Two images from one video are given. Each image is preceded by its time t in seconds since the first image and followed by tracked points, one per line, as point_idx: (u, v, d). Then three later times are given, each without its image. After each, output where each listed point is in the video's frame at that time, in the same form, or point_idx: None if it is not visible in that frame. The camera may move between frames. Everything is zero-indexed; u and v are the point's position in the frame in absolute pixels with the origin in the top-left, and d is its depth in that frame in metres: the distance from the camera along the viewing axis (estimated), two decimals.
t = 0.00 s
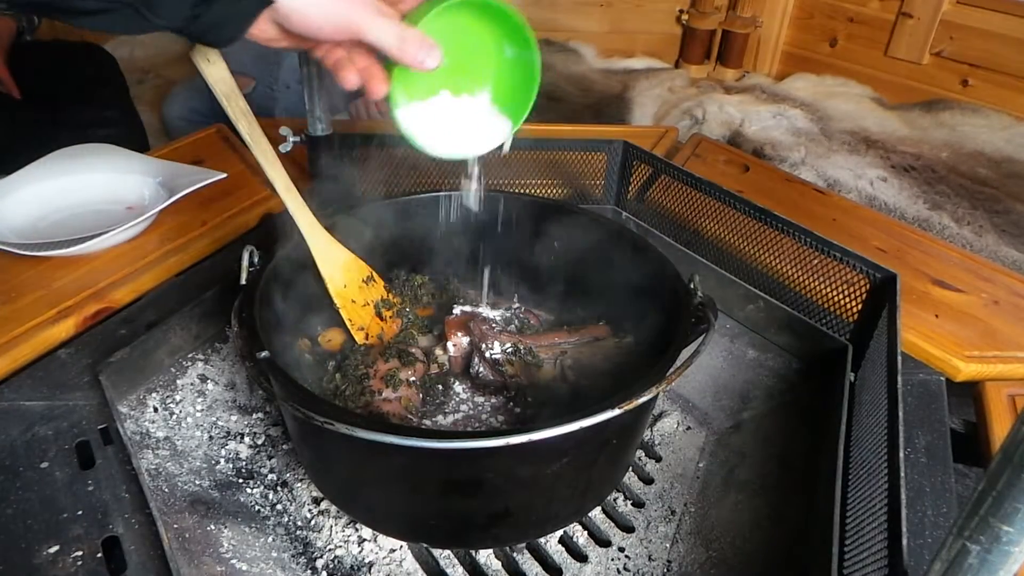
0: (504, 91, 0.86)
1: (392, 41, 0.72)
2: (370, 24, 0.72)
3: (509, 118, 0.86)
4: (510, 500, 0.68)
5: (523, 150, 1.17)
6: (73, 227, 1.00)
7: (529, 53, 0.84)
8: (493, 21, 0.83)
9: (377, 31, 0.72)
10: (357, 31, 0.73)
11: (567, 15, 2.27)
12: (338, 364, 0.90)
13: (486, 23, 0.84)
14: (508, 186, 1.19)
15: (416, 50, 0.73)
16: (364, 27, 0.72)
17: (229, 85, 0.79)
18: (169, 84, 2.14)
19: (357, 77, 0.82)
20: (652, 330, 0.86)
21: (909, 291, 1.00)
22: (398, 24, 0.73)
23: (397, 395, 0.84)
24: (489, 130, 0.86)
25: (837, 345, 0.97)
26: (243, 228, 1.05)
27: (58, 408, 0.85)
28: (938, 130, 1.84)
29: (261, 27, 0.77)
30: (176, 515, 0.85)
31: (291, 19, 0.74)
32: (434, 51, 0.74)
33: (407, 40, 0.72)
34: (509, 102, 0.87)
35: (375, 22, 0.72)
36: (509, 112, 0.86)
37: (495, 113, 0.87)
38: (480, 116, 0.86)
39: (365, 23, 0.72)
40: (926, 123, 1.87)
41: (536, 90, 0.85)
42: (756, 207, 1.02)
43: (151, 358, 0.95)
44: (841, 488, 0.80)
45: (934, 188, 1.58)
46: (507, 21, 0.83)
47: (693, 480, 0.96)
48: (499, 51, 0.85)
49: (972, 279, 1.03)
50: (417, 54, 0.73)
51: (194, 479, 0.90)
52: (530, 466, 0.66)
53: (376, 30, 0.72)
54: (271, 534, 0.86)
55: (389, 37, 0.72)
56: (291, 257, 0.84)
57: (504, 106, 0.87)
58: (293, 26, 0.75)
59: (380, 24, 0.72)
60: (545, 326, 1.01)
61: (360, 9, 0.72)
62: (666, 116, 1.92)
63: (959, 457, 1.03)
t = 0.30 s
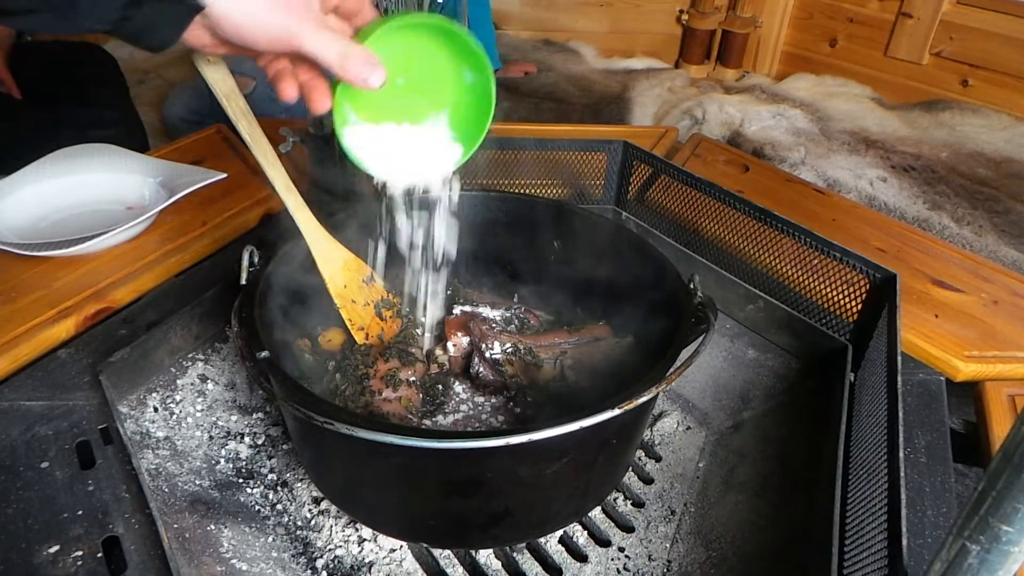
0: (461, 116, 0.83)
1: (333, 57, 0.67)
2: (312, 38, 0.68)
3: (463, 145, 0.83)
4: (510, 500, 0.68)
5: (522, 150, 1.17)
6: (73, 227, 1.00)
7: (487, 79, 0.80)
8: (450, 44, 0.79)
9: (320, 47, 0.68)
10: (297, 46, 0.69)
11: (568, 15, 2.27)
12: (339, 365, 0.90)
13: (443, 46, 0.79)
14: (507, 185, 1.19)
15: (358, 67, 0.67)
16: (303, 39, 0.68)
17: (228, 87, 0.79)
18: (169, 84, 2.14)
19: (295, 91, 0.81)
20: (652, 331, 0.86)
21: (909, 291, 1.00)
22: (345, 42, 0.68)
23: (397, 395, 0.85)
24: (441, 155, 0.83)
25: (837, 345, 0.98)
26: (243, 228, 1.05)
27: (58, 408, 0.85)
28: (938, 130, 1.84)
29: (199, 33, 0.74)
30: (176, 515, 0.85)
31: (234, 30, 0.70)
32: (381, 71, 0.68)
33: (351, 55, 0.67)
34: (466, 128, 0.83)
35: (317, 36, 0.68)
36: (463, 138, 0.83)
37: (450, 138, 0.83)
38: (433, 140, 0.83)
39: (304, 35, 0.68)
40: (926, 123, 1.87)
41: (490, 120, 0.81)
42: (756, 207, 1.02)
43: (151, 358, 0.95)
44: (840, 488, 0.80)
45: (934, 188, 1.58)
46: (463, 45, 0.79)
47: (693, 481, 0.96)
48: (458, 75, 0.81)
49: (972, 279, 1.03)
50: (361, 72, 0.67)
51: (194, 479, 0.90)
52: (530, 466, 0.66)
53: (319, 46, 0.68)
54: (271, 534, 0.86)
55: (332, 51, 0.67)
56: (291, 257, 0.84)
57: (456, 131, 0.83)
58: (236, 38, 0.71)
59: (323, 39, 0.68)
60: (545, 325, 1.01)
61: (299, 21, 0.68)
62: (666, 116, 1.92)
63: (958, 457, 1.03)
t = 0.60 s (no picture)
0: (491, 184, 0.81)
1: (345, 122, 0.63)
2: (322, 102, 0.62)
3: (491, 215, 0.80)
4: (510, 500, 0.68)
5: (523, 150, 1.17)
6: (73, 227, 1.00)
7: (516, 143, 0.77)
8: (479, 109, 0.77)
9: (332, 111, 0.62)
10: (304, 109, 0.62)
11: (567, 15, 2.27)
12: (339, 365, 0.91)
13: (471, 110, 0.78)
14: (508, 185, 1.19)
15: (375, 135, 0.63)
16: (314, 104, 0.62)
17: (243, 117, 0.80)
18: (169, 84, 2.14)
19: (303, 154, 0.81)
20: (651, 331, 0.86)
21: (909, 291, 1.00)
22: (356, 103, 0.63)
23: (396, 395, 0.86)
24: (466, 224, 0.81)
25: (837, 345, 0.98)
26: (244, 229, 1.05)
27: (58, 408, 0.85)
28: (938, 130, 1.84)
29: (196, 95, 0.64)
30: (176, 515, 0.85)
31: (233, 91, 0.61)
32: (396, 137, 0.65)
33: (367, 122, 0.63)
34: (496, 196, 0.81)
35: (328, 99, 0.62)
36: (493, 205, 0.80)
37: (478, 205, 0.82)
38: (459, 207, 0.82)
39: (315, 100, 0.62)
40: (926, 123, 1.87)
41: (522, 189, 0.78)
42: (756, 207, 1.02)
43: (151, 358, 0.95)
44: (840, 488, 0.80)
45: (934, 188, 1.58)
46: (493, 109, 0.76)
47: (693, 480, 0.96)
48: (487, 136, 0.80)
49: (972, 280, 1.03)
50: (378, 140, 0.64)
51: (194, 479, 0.90)
52: (530, 466, 0.66)
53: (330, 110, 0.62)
54: (271, 534, 0.86)
55: (345, 117, 0.62)
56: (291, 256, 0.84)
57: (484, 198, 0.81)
58: (227, 96, 0.62)
59: (333, 102, 0.62)
60: (545, 325, 1.01)
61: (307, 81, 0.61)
62: (666, 116, 1.92)
63: (958, 457, 1.03)
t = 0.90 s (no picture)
0: (526, 202, 0.85)
1: (385, 152, 0.66)
2: (362, 134, 0.65)
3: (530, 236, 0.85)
4: (510, 500, 0.68)
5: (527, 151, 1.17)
6: (72, 227, 1.00)
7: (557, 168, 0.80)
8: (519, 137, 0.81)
9: (373, 143, 0.66)
10: (344, 139, 0.66)
11: (568, 15, 2.27)
12: (339, 366, 0.88)
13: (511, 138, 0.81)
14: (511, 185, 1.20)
15: (415, 165, 0.66)
16: (354, 136, 0.65)
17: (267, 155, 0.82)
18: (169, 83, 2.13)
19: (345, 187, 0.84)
20: (650, 331, 0.86)
21: (910, 290, 1.00)
22: (395, 133, 0.66)
23: (397, 395, 0.85)
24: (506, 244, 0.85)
25: (837, 345, 0.97)
26: (244, 228, 1.05)
27: (58, 408, 0.85)
28: (939, 130, 1.84)
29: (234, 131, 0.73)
30: (176, 515, 0.85)
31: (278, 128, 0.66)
32: (436, 165, 0.67)
33: (406, 152, 0.66)
34: (533, 213, 0.85)
35: (368, 131, 0.65)
36: (532, 228, 0.85)
37: (517, 227, 0.86)
38: (497, 228, 0.85)
39: (355, 133, 0.65)
40: (927, 123, 1.87)
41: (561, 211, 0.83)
42: (756, 207, 1.02)
43: (150, 360, 0.96)
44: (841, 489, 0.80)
45: (934, 188, 1.58)
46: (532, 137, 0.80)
47: (693, 480, 0.97)
48: (526, 162, 0.83)
49: (973, 280, 1.03)
50: (416, 169, 0.66)
51: (194, 479, 0.90)
52: (530, 466, 0.66)
53: (371, 142, 0.66)
54: (271, 534, 0.86)
55: (383, 148, 0.65)
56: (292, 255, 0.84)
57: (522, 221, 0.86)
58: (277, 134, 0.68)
59: (373, 133, 0.65)
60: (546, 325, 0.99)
61: (346, 114, 0.65)
62: (666, 116, 1.92)
63: (959, 457, 1.03)
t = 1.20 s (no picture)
0: (504, 135, 0.83)
1: (369, 87, 0.66)
2: (344, 70, 0.66)
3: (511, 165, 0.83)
4: (510, 499, 0.68)
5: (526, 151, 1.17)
6: (73, 227, 1.00)
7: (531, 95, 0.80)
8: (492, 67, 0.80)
9: (355, 78, 0.66)
10: (327, 77, 0.67)
11: (567, 15, 2.27)
12: (339, 365, 0.89)
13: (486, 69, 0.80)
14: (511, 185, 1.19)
15: (398, 98, 0.67)
16: (340, 71, 0.66)
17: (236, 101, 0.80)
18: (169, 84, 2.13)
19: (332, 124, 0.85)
20: (651, 331, 0.86)
21: (909, 290, 1.00)
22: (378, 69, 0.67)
23: (396, 395, 0.85)
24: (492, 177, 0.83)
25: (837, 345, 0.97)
26: (243, 228, 1.05)
27: (58, 408, 0.85)
28: (938, 130, 1.84)
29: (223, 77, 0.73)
30: (176, 515, 0.85)
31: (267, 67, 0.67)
32: (419, 98, 0.68)
33: (389, 86, 0.66)
34: (515, 146, 0.83)
35: (350, 67, 0.66)
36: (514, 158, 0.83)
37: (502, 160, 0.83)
38: (477, 163, 0.83)
39: (341, 69, 0.66)
40: (926, 123, 1.87)
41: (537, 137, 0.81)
42: (755, 207, 1.02)
43: (150, 359, 0.96)
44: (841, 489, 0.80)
45: (934, 188, 1.58)
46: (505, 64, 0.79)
47: (693, 480, 0.96)
48: (503, 94, 0.82)
49: (972, 279, 1.03)
50: (399, 102, 0.67)
51: (194, 479, 0.90)
52: (530, 466, 0.66)
53: (353, 78, 0.66)
54: (271, 534, 0.86)
55: (366, 82, 0.66)
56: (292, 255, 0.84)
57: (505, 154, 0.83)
58: (265, 75, 0.68)
59: (355, 70, 0.66)
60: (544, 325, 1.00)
61: (329, 52, 0.65)
62: (666, 116, 1.92)
63: (959, 457, 1.03)
